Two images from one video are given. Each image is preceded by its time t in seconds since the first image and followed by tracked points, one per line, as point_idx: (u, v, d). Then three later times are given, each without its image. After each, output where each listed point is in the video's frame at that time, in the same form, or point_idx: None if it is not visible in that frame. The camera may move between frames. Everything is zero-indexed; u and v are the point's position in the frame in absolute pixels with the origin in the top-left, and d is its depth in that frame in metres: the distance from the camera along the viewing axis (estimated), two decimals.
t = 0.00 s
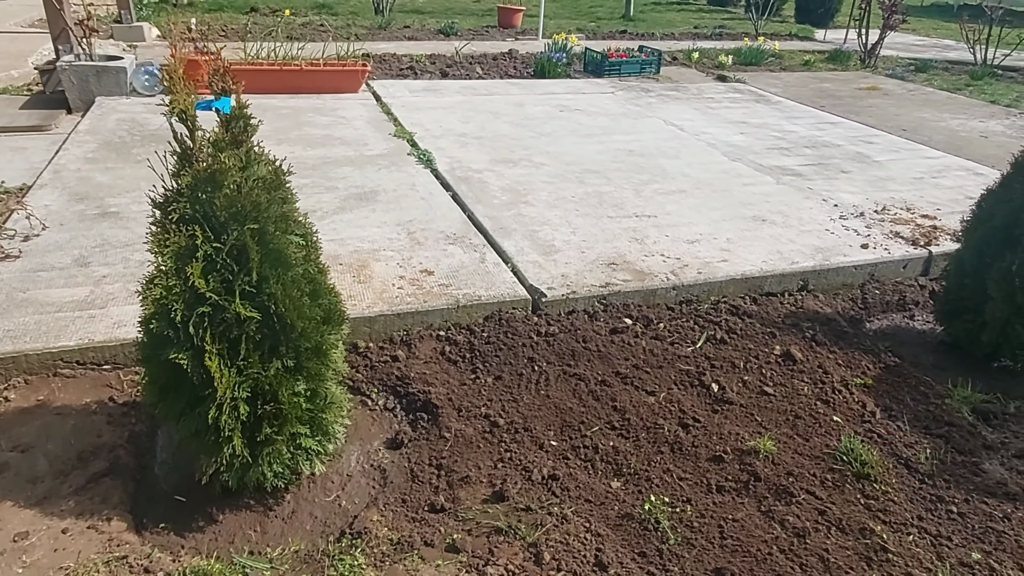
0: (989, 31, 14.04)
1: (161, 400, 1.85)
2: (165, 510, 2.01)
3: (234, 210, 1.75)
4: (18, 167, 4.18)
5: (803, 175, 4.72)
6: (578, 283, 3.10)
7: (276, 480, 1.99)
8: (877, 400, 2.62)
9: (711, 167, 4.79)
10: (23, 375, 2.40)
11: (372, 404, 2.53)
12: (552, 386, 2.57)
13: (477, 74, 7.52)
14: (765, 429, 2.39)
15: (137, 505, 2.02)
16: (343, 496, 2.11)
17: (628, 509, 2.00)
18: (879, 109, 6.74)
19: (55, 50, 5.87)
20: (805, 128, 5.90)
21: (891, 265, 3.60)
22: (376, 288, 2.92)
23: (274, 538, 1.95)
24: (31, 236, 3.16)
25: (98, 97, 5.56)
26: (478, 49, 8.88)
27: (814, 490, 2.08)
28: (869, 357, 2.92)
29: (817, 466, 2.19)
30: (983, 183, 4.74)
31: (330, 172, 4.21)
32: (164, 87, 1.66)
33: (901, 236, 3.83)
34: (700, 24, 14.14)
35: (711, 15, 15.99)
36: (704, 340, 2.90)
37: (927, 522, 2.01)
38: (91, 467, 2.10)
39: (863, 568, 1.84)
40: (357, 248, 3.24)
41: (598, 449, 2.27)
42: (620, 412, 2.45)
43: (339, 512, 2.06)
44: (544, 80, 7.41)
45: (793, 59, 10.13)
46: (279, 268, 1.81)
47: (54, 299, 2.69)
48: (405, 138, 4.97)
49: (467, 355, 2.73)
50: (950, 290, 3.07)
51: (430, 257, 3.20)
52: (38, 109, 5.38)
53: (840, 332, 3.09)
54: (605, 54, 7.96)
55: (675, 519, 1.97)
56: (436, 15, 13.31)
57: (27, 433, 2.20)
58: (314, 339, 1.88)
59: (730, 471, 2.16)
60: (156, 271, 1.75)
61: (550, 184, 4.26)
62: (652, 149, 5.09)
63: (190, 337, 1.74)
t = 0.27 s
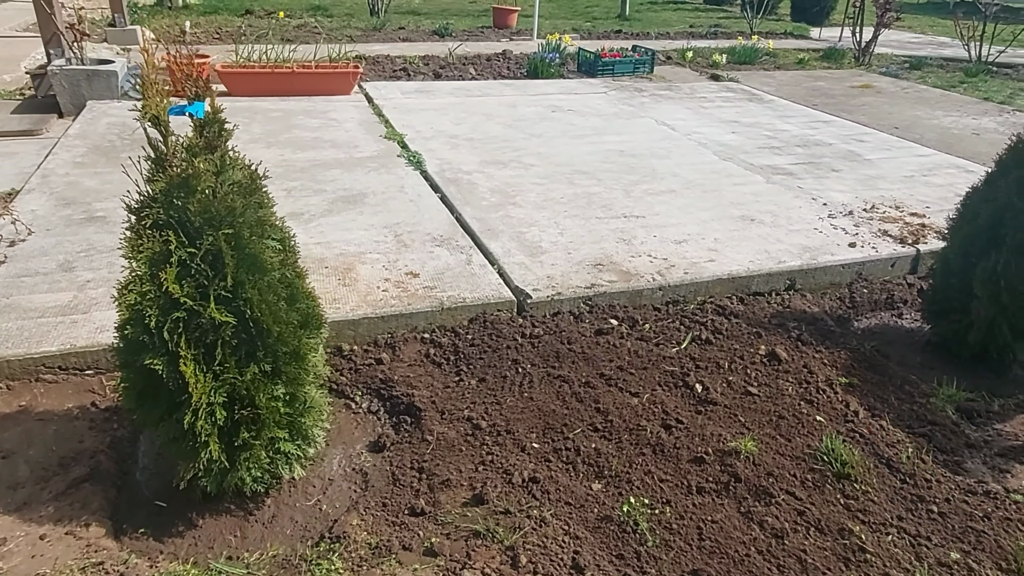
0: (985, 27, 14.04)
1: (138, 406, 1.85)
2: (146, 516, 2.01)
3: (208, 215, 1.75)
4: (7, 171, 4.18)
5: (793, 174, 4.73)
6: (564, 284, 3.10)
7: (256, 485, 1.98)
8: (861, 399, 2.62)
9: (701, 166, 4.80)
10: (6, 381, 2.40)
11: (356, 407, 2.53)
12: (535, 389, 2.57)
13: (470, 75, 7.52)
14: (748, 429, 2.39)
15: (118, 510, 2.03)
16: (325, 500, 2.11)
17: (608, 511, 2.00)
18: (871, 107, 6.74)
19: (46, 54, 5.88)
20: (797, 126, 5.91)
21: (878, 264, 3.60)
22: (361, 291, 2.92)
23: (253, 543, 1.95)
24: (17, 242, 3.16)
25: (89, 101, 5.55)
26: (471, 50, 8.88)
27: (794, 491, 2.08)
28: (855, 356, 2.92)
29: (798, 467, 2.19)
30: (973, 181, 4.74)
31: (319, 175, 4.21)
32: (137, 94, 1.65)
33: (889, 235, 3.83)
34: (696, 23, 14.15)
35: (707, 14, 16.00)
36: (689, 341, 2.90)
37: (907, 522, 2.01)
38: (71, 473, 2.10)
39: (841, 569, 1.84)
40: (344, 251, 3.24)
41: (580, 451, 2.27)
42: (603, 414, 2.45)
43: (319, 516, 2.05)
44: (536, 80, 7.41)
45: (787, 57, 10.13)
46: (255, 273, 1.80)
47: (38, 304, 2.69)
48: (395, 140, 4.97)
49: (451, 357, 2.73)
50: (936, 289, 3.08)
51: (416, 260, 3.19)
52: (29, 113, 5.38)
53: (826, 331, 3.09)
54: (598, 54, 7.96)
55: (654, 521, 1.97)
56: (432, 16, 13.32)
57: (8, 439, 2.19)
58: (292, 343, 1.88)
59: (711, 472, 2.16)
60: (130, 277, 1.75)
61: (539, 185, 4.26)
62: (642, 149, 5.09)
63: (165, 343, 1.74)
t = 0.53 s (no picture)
0: (980, 24, 14.02)
1: (112, 416, 1.83)
2: (122, 526, 2.00)
3: (179, 224, 1.73)
4: None
5: (783, 174, 4.72)
6: (549, 288, 3.09)
7: (233, 494, 1.97)
8: (846, 401, 2.61)
9: (691, 167, 4.79)
10: None
11: (338, 414, 2.51)
12: (518, 393, 2.56)
13: (462, 77, 7.51)
14: (731, 433, 2.38)
15: (95, 521, 2.01)
16: (304, 508, 2.10)
17: (587, 517, 1.99)
18: (863, 105, 6.73)
19: (36, 61, 5.87)
20: (788, 126, 5.90)
21: (867, 263, 3.59)
22: (344, 297, 2.90)
23: (230, 553, 1.94)
24: None
25: (78, 107, 5.54)
26: (464, 52, 8.87)
27: (775, 495, 2.08)
28: (841, 357, 2.91)
29: (780, 470, 2.17)
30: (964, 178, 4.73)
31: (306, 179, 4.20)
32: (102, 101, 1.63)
33: (878, 234, 3.82)
34: (690, 22, 14.14)
35: (702, 13, 15.99)
36: (674, 343, 2.89)
37: (888, 526, 2.00)
38: (48, 484, 2.09)
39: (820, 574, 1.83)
40: (329, 255, 3.23)
41: (561, 456, 2.26)
42: (586, 418, 2.44)
43: (298, 524, 2.04)
44: (528, 81, 7.40)
45: (781, 56, 10.12)
46: (228, 282, 1.79)
47: (19, 313, 2.68)
48: (385, 143, 4.96)
49: (435, 362, 2.72)
50: (923, 289, 3.07)
51: (401, 264, 3.18)
52: (18, 120, 5.36)
53: (813, 332, 3.08)
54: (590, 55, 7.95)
55: (633, 527, 1.96)
56: (426, 18, 13.30)
57: None
58: (266, 351, 1.87)
59: (692, 477, 2.15)
60: (101, 286, 1.73)
61: (527, 187, 4.25)
62: (633, 150, 5.08)
63: (137, 354, 1.72)
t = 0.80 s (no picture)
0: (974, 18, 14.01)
1: (86, 427, 1.82)
2: (100, 537, 1.99)
3: (150, 233, 1.72)
4: None
5: (773, 172, 4.71)
6: (535, 290, 3.07)
7: (211, 504, 1.96)
8: (832, 400, 2.59)
9: (681, 166, 4.78)
10: None
11: (322, 420, 2.50)
12: (502, 397, 2.55)
13: (454, 78, 7.49)
14: (715, 434, 2.37)
15: (73, 533, 2.00)
16: (284, 516, 2.08)
17: (568, 522, 1.98)
18: (855, 102, 6.73)
19: (24, 67, 5.85)
20: (779, 124, 5.89)
21: (855, 261, 3.58)
22: (328, 302, 2.89)
23: (209, 563, 1.93)
24: None
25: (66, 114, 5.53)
26: (456, 53, 8.86)
27: (758, 497, 2.06)
28: (828, 356, 2.89)
29: (763, 472, 2.16)
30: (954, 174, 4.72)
31: (294, 184, 4.18)
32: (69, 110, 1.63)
33: (867, 232, 3.81)
34: (684, 20, 14.12)
35: (696, 11, 15.98)
36: (660, 345, 2.87)
37: (871, 527, 1.99)
38: (26, 495, 2.08)
39: None
40: (314, 260, 3.21)
41: (544, 460, 2.25)
42: (570, 422, 2.43)
43: (278, 533, 2.03)
44: (520, 82, 7.39)
45: (774, 53, 10.11)
46: (201, 290, 1.78)
47: None
48: (374, 146, 4.94)
49: (420, 367, 2.70)
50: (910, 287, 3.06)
51: (386, 268, 3.17)
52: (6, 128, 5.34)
53: (800, 331, 3.06)
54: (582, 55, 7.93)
55: (614, 531, 1.95)
56: (420, 19, 13.28)
57: None
58: (241, 359, 1.86)
59: (675, 479, 2.14)
60: (71, 296, 1.72)
61: (516, 189, 4.24)
62: (623, 150, 5.07)
63: (109, 364, 1.71)
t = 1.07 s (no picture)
0: (967, 12, 14.01)
1: (66, 437, 1.81)
2: (85, 546, 1.99)
3: (127, 241, 1.71)
4: None
5: (763, 169, 4.71)
6: (523, 291, 3.07)
7: (194, 511, 1.95)
8: (820, 397, 2.59)
9: (672, 164, 4.77)
10: None
11: (309, 425, 2.50)
12: (489, 400, 2.55)
13: (446, 79, 7.49)
14: (702, 434, 2.37)
15: (58, 542, 2.00)
16: (270, 523, 2.08)
17: (552, 525, 1.98)
18: (847, 98, 6.74)
19: (14, 74, 5.84)
20: (771, 120, 5.90)
21: (845, 257, 3.58)
22: (315, 306, 2.88)
23: (194, 571, 1.93)
24: None
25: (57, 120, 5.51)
26: (449, 54, 8.85)
27: (743, 496, 2.06)
28: (817, 353, 2.89)
29: (748, 471, 2.16)
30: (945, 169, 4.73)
31: (283, 187, 4.17)
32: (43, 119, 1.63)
33: (856, 228, 3.81)
34: (678, 17, 14.12)
35: (690, 8, 15.98)
36: (649, 344, 2.87)
37: (856, 525, 1.98)
38: (11, 505, 2.07)
39: None
40: (302, 264, 3.20)
41: (530, 463, 2.24)
42: (556, 423, 2.43)
43: (263, 540, 2.03)
44: (512, 82, 7.39)
45: (767, 50, 10.11)
46: (180, 297, 1.78)
47: None
48: (365, 148, 4.93)
49: (407, 370, 2.70)
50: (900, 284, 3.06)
51: (374, 271, 3.16)
52: None
53: (789, 328, 3.06)
54: (574, 53, 7.93)
55: (598, 533, 1.95)
56: (413, 20, 13.28)
57: None
58: (222, 366, 1.86)
59: (661, 480, 2.14)
60: (49, 306, 1.71)
61: (506, 190, 4.23)
62: (614, 149, 5.07)
63: (87, 373, 1.71)
